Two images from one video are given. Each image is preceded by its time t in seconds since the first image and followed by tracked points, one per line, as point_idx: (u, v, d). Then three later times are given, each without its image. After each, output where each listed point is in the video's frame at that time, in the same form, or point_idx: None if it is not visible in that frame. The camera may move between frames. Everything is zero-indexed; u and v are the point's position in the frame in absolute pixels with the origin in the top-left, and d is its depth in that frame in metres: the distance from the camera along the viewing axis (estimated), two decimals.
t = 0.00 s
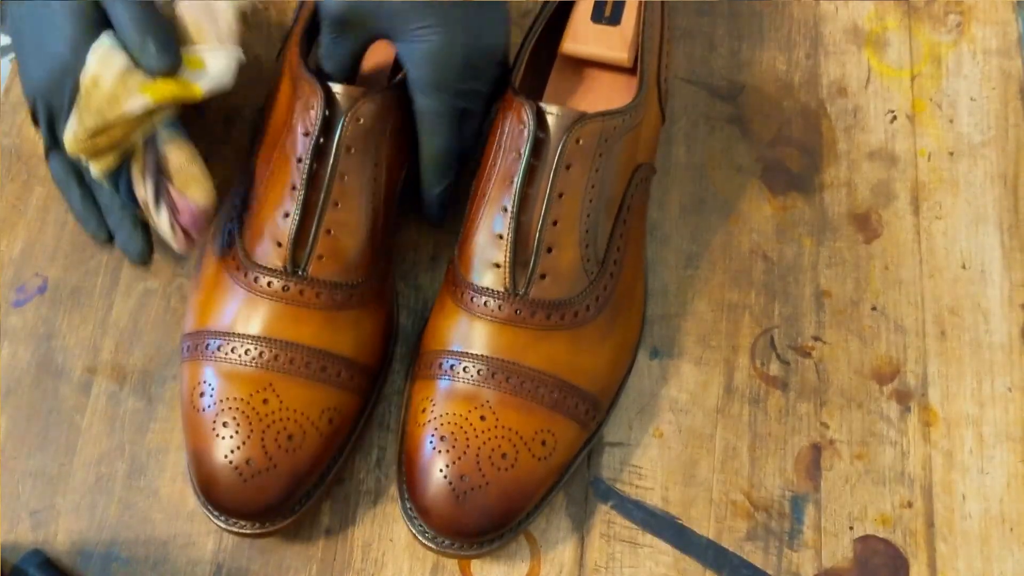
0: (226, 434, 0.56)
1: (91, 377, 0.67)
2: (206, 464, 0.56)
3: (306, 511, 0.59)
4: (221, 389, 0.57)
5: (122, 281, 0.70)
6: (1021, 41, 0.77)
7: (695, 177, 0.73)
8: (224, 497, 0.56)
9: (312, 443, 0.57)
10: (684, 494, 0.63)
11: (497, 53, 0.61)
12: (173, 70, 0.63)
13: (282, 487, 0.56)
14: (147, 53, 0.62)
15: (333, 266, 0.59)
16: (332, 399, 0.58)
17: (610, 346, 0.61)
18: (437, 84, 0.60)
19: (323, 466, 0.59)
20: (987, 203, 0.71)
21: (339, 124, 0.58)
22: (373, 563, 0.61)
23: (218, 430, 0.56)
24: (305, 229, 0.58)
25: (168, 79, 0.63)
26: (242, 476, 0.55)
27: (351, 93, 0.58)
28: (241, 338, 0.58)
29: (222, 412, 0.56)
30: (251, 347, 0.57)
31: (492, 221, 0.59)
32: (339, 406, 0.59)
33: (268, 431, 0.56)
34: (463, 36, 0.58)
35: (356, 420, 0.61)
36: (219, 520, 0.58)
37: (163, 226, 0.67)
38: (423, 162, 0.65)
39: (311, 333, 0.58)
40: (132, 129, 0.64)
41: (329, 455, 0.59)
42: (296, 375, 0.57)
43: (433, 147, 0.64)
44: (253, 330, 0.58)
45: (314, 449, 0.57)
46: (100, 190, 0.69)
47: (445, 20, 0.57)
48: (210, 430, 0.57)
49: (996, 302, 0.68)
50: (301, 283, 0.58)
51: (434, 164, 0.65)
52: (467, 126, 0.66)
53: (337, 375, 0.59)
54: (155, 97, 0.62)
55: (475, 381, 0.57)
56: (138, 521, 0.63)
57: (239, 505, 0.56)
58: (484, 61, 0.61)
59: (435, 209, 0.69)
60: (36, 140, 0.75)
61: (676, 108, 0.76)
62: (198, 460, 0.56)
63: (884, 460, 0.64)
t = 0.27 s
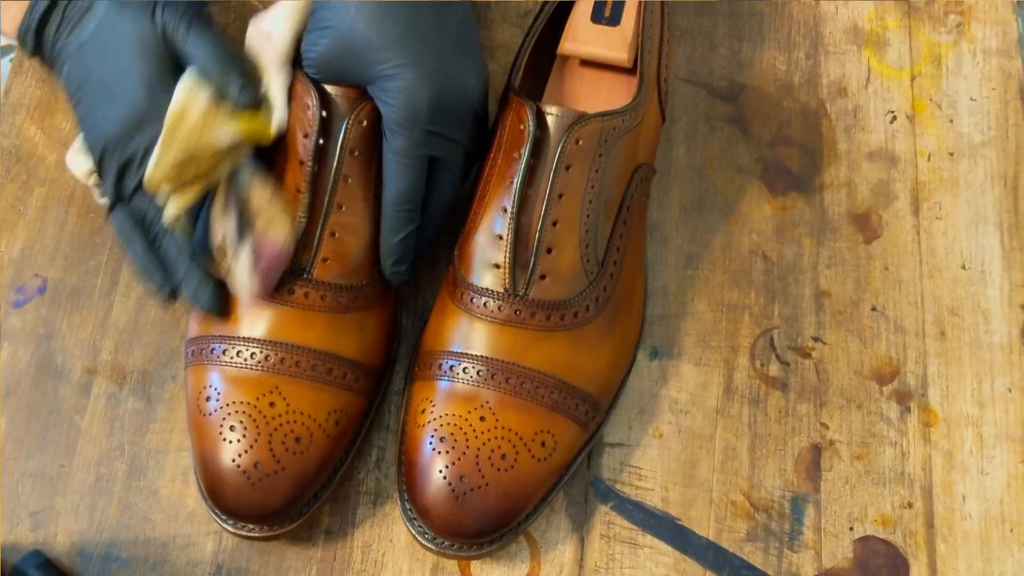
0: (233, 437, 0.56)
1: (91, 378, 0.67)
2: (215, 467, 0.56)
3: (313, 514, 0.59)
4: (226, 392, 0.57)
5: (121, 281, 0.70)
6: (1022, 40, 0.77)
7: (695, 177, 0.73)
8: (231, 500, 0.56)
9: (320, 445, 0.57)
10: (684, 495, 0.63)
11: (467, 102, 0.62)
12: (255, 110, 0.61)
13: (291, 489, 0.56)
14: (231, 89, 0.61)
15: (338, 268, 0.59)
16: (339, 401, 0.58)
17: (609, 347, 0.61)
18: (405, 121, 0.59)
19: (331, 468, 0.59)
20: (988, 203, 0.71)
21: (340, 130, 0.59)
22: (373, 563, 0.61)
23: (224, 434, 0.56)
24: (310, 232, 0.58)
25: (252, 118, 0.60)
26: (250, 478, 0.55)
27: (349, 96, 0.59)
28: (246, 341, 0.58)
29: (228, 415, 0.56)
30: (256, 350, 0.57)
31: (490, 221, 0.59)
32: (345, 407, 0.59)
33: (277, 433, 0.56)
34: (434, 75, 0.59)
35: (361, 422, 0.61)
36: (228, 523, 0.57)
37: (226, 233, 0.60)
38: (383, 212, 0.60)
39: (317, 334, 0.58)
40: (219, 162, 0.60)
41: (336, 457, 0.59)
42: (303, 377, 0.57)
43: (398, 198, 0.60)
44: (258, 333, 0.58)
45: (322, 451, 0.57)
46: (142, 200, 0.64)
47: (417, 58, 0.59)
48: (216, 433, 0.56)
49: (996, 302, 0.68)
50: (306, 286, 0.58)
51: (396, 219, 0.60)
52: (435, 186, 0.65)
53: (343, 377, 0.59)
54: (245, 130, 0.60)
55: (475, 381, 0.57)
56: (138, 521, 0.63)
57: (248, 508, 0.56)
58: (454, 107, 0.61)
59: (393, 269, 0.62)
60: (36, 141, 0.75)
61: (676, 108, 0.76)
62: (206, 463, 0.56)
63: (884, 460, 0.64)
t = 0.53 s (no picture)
0: (237, 438, 0.56)
1: (91, 378, 0.67)
2: (219, 469, 0.56)
3: (317, 515, 0.59)
4: (229, 393, 0.57)
5: (121, 281, 0.70)
6: (1022, 40, 0.77)
7: (695, 177, 0.73)
8: (236, 502, 0.56)
9: (324, 445, 0.57)
10: (684, 495, 0.63)
11: (467, 106, 0.62)
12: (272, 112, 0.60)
13: (295, 490, 0.56)
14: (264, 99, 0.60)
15: (339, 267, 0.59)
16: (342, 401, 0.58)
17: (609, 347, 0.61)
18: (402, 120, 0.59)
19: (334, 469, 0.59)
20: (988, 203, 0.71)
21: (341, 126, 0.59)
22: (374, 564, 0.61)
23: (228, 435, 0.56)
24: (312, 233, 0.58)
25: (268, 49, 0.59)
26: (254, 480, 0.55)
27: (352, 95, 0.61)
28: (248, 342, 0.58)
29: (232, 417, 0.56)
30: (258, 352, 0.57)
31: (490, 220, 0.59)
32: (348, 408, 0.59)
33: (281, 434, 0.56)
34: (433, 77, 0.59)
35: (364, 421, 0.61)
36: (233, 524, 0.57)
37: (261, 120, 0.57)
38: (375, 213, 0.60)
39: (319, 335, 0.58)
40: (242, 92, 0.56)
41: (340, 457, 0.59)
42: (307, 377, 0.57)
43: (391, 200, 0.60)
44: (260, 334, 0.58)
45: (326, 452, 0.57)
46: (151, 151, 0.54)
47: (418, 60, 0.59)
48: (220, 435, 0.56)
49: (996, 302, 0.68)
50: (308, 286, 0.58)
51: (389, 221, 0.60)
52: (430, 190, 0.65)
53: (345, 377, 0.59)
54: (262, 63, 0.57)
55: (476, 382, 0.57)
56: (138, 522, 0.63)
57: (253, 509, 0.56)
58: (454, 112, 0.61)
59: (383, 274, 0.60)
60: (35, 140, 0.74)
61: (676, 107, 0.76)
62: (210, 465, 0.56)
63: (884, 460, 0.64)
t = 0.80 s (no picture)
0: (238, 439, 0.56)
1: (91, 378, 0.67)
2: (220, 470, 0.56)
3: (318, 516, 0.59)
4: (230, 394, 0.57)
5: (121, 281, 0.70)
6: (1022, 41, 0.77)
7: (695, 177, 0.73)
8: (237, 502, 0.56)
9: (326, 445, 0.57)
10: (684, 495, 0.63)
11: (465, 106, 0.61)
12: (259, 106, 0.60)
13: (297, 490, 0.56)
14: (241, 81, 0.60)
15: (339, 267, 0.59)
16: (343, 401, 0.58)
17: (609, 347, 0.61)
18: (400, 119, 0.59)
19: (336, 469, 0.59)
20: (988, 203, 0.71)
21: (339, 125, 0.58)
22: (373, 564, 0.61)
23: (229, 436, 0.56)
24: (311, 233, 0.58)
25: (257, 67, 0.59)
26: (255, 480, 0.55)
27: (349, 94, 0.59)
28: (249, 343, 0.58)
29: (233, 417, 0.56)
30: (259, 352, 0.57)
31: (491, 221, 0.59)
32: (349, 408, 0.59)
33: (282, 434, 0.56)
34: (431, 77, 0.59)
35: (365, 422, 0.61)
36: (234, 525, 0.57)
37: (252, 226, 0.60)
38: (374, 212, 0.60)
39: (320, 335, 0.58)
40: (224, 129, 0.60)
41: (341, 458, 0.59)
42: (307, 378, 0.57)
43: (389, 199, 0.60)
44: (260, 334, 0.58)
45: (327, 452, 0.57)
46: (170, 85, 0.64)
47: (416, 60, 0.59)
48: (221, 436, 0.56)
49: (996, 302, 0.68)
50: (307, 286, 0.58)
51: (387, 220, 0.60)
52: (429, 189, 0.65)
53: (346, 377, 0.59)
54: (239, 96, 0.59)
55: (476, 381, 0.57)
56: (138, 521, 0.63)
57: (254, 510, 0.56)
58: (452, 111, 0.61)
59: (382, 274, 0.61)
60: (36, 140, 0.75)
61: (676, 108, 0.76)
62: (212, 466, 0.56)
63: (884, 460, 0.64)
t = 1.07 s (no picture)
0: (239, 442, 0.56)
1: (92, 380, 0.67)
2: (222, 473, 0.56)
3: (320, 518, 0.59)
4: (231, 397, 0.57)
5: (122, 282, 0.70)
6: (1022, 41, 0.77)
7: (696, 178, 0.73)
8: (239, 505, 0.56)
9: (327, 447, 0.57)
10: (685, 496, 0.63)
11: (461, 105, 0.62)
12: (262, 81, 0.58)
13: (298, 493, 0.56)
14: (254, 54, 0.59)
15: (339, 269, 0.59)
16: (344, 403, 0.58)
17: (611, 348, 0.61)
18: (397, 119, 0.59)
19: (336, 472, 0.59)
20: (989, 204, 0.71)
21: (337, 126, 0.58)
22: (374, 565, 0.61)
23: (230, 439, 0.56)
24: (311, 236, 0.58)
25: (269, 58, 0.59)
26: (256, 483, 0.55)
27: (346, 95, 0.59)
28: (250, 346, 0.58)
29: (233, 420, 0.56)
30: (259, 354, 0.57)
31: (492, 222, 0.59)
32: (350, 410, 0.59)
33: (283, 437, 0.56)
34: (428, 77, 0.59)
35: (366, 424, 0.61)
36: (235, 527, 0.57)
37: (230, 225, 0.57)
38: (372, 213, 0.60)
39: (321, 337, 0.58)
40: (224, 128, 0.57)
41: (342, 460, 0.59)
42: (308, 380, 0.57)
43: (387, 199, 0.60)
44: (261, 337, 0.58)
45: (328, 454, 0.57)
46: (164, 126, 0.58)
47: (412, 59, 0.59)
48: (222, 439, 0.56)
49: (997, 303, 0.68)
50: (307, 288, 0.58)
51: (385, 221, 0.60)
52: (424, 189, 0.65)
53: (347, 379, 0.59)
54: (257, 96, 0.57)
55: (477, 383, 0.57)
56: (138, 523, 0.63)
57: (255, 512, 0.56)
58: (448, 111, 0.61)
59: (381, 276, 0.60)
60: (36, 141, 0.75)
61: (677, 108, 0.76)
62: (213, 468, 0.56)
63: (885, 462, 0.64)
